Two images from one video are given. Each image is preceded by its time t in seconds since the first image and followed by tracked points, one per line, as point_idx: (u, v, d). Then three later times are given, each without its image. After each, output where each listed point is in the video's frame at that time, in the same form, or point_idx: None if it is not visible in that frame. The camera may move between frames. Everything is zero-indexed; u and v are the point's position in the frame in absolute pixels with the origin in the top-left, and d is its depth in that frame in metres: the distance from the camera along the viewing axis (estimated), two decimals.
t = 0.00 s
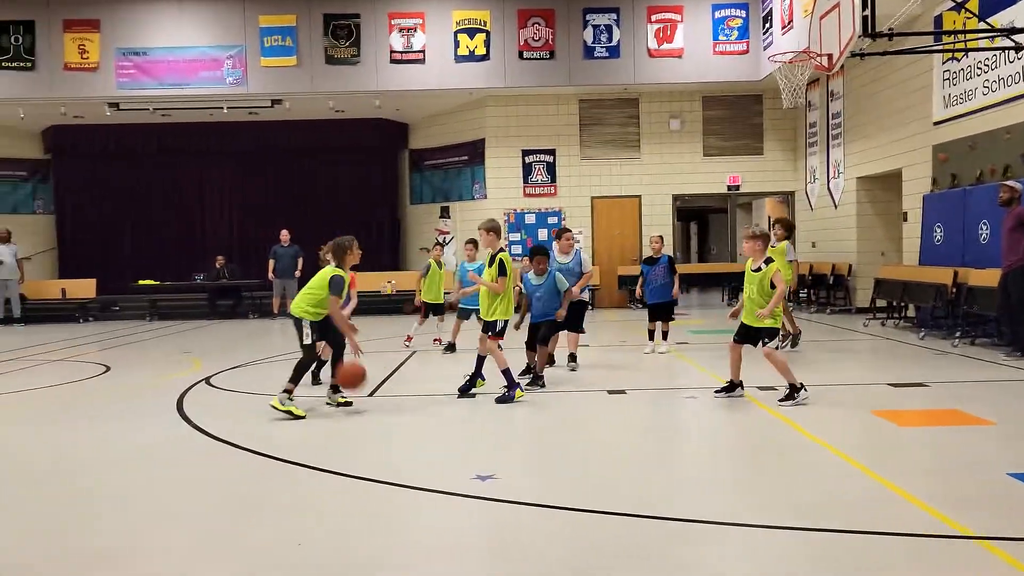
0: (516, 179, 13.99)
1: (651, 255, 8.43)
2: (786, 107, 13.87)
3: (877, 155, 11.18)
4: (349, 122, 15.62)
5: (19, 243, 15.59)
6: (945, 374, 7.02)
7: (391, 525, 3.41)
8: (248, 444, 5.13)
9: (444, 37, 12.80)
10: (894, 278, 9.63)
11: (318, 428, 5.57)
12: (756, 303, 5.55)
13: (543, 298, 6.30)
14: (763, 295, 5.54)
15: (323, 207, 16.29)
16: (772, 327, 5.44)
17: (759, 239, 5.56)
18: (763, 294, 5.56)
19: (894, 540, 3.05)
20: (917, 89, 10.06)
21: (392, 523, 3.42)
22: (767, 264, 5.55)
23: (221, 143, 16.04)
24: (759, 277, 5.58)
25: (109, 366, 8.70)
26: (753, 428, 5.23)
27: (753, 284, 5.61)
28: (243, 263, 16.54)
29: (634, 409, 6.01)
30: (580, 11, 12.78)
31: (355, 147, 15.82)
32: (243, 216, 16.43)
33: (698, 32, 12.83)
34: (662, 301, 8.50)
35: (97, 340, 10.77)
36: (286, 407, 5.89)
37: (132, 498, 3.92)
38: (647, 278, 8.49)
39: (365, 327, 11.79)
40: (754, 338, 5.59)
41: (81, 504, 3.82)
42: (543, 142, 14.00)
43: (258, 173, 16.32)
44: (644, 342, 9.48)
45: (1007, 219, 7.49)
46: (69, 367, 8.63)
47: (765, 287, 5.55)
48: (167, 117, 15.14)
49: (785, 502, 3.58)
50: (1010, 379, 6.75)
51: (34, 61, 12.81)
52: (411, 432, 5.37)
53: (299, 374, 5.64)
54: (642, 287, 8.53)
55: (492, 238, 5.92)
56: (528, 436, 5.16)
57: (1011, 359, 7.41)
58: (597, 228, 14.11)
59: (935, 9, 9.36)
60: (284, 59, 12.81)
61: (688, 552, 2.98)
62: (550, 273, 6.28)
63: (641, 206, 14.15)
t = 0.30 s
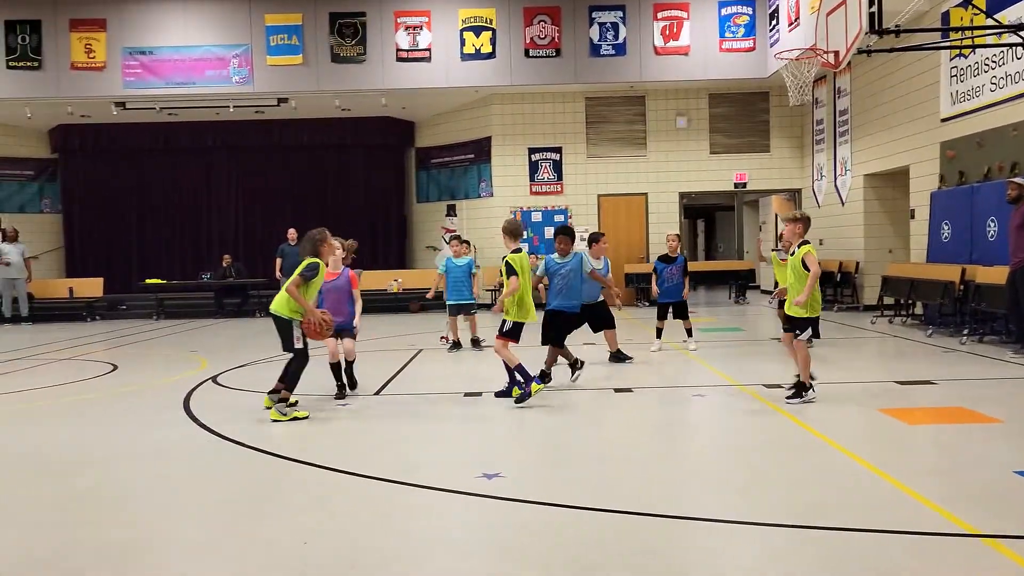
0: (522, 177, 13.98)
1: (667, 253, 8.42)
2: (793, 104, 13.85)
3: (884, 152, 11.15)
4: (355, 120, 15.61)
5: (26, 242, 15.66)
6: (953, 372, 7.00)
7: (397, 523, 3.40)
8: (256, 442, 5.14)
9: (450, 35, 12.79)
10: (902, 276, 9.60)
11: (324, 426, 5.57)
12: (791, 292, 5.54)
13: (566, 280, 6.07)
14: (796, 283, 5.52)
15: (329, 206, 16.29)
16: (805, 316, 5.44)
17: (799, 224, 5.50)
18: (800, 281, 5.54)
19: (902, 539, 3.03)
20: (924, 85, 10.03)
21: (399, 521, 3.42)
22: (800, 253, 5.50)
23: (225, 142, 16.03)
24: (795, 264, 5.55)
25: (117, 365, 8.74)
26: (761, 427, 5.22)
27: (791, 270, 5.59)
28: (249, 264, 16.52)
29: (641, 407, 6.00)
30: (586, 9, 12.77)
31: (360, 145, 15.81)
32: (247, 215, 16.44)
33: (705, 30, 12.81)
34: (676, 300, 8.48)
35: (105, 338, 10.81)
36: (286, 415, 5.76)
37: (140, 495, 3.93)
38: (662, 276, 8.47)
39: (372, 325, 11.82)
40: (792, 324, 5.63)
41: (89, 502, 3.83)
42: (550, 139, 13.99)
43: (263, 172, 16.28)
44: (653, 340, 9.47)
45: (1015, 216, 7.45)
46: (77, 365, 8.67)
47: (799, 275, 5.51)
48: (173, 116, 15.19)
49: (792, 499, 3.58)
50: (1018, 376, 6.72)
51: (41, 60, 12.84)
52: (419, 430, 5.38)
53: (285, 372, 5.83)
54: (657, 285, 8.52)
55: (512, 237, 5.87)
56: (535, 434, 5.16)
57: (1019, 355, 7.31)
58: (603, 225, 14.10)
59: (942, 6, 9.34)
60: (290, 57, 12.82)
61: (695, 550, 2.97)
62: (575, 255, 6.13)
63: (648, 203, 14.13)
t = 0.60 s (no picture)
0: (518, 176, 13.99)
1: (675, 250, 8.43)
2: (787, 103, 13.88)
3: (879, 150, 11.18)
4: (349, 120, 15.59)
5: (19, 243, 15.59)
6: (947, 369, 7.02)
7: (392, 523, 3.39)
8: (250, 443, 5.12)
9: (445, 35, 12.79)
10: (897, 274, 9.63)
11: (320, 427, 5.56)
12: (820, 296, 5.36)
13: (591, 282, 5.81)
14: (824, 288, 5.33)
15: (324, 206, 16.26)
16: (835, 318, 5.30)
17: (825, 226, 5.31)
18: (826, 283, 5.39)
19: (897, 539, 3.03)
20: (918, 84, 10.06)
21: (394, 522, 3.41)
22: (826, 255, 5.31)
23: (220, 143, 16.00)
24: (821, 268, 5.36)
25: (112, 366, 8.71)
26: (756, 425, 5.23)
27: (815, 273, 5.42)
28: (244, 265, 16.48)
29: (637, 406, 6.00)
30: (580, 9, 12.77)
31: (354, 145, 15.80)
32: (242, 216, 16.39)
33: (699, 29, 12.83)
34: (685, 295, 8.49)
35: (100, 339, 10.77)
36: (283, 409, 5.76)
37: (136, 497, 3.92)
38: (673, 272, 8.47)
39: (368, 326, 11.80)
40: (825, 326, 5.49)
41: (85, 504, 3.82)
42: (545, 139, 14.00)
43: (257, 172, 16.23)
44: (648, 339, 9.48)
45: (1008, 215, 7.48)
46: (72, 367, 8.64)
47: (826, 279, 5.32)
48: (167, 117, 15.15)
49: (787, 498, 3.59)
50: (1012, 374, 6.74)
51: (33, 60, 12.79)
52: (414, 430, 5.36)
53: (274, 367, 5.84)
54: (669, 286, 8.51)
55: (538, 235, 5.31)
56: (531, 434, 5.15)
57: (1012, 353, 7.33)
58: (599, 225, 14.10)
59: (936, 5, 9.37)
60: (285, 57, 12.80)
61: (691, 551, 2.97)
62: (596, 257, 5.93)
63: (643, 202, 14.15)
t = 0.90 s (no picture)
0: (512, 176, 13.99)
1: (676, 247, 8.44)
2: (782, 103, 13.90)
3: (872, 150, 11.21)
4: (344, 121, 15.58)
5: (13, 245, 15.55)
6: (942, 368, 7.03)
7: (387, 524, 3.39)
8: (243, 445, 5.10)
9: (439, 35, 12.78)
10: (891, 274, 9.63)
11: (316, 428, 5.55)
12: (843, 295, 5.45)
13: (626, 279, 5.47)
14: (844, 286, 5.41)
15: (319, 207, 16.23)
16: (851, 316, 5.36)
17: (846, 223, 5.33)
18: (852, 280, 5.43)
19: (890, 536, 3.04)
20: (911, 84, 10.08)
21: (389, 523, 3.41)
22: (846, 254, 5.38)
23: (214, 143, 15.98)
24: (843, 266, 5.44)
25: (106, 368, 8.68)
26: (751, 425, 5.22)
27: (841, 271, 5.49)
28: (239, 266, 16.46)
29: (632, 406, 6.00)
30: (574, 9, 12.77)
31: (349, 146, 15.78)
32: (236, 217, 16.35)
33: (693, 29, 12.84)
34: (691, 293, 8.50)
35: (94, 341, 10.74)
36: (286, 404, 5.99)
37: (130, 499, 3.90)
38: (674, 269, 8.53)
39: (363, 327, 11.78)
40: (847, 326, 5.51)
41: (71, 509, 3.76)
42: (539, 139, 14.01)
43: (251, 173, 16.19)
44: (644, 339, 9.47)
45: (1002, 214, 7.49)
46: (66, 369, 8.62)
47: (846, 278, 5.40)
48: (161, 118, 15.11)
49: (781, 497, 3.59)
50: (1005, 371, 6.77)
51: (26, 62, 12.76)
52: (408, 431, 5.35)
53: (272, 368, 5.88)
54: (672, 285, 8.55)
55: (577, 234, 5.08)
56: (526, 435, 5.14)
57: (1005, 351, 7.34)
58: (593, 225, 14.12)
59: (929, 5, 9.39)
60: (279, 58, 12.78)
61: (686, 549, 2.98)
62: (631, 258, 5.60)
63: (638, 202, 14.16)
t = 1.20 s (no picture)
0: (508, 176, 14.00)
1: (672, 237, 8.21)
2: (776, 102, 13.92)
3: (867, 149, 11.23)
4: (338, 121, 15.58)
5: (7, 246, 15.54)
6: (936, 366, 7.06)
7: (385, 525, 3.38)
8: (239, 445, 5.09)
9: (434, 35, 12.77)
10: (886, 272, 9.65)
11: (313, 428, 5.54)
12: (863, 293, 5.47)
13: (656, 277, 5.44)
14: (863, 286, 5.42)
15: (315, 207, 16.22)
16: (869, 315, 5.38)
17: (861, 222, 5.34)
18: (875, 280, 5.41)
19: (887, 535, 3.04)
20: (905, 83, 10.10)
21: (386, 523, 3.40)
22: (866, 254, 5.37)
23: (210, 144, 15.96)
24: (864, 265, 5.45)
25: (102, 369, 8.65)
26: (747, 424, 5.23)
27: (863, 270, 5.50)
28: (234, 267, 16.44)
29: (628, 405, 6.00)
30: (569, 9, 12.77)
31: (344, 146, 15.78)
32: (231, 217, 16.33)
33: (687, 29, 12.85)
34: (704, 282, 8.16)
35: (89, 342, 10.72)
36: (290, 399, 6.05)
37: (126, 500, 3.89)
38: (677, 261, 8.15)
39: (359, 327, 11.79)
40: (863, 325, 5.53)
41: (70, 509, 3.77)
42: (535, 139, 14.01)
43: (246, 173, 16.16)
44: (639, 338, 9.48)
45: (996, 212, 7.50)
46: (62, 370, 8.60)
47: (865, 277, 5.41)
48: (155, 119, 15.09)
49: (777, 496, 3.60)
50: (1000, 369, 6.79)
51: (20, 62, 12.72)
52: (403, 431, 5.35)
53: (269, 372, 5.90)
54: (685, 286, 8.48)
55: (616, 225, 5.02)
56: (521, 434, 5.16)
57: (1001, 349, 7.36)
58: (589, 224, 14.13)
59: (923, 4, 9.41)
60: (274, 59, 12.76)
61: (684, 549, 2.98)
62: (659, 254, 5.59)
63: (633, 202, 14.17)
